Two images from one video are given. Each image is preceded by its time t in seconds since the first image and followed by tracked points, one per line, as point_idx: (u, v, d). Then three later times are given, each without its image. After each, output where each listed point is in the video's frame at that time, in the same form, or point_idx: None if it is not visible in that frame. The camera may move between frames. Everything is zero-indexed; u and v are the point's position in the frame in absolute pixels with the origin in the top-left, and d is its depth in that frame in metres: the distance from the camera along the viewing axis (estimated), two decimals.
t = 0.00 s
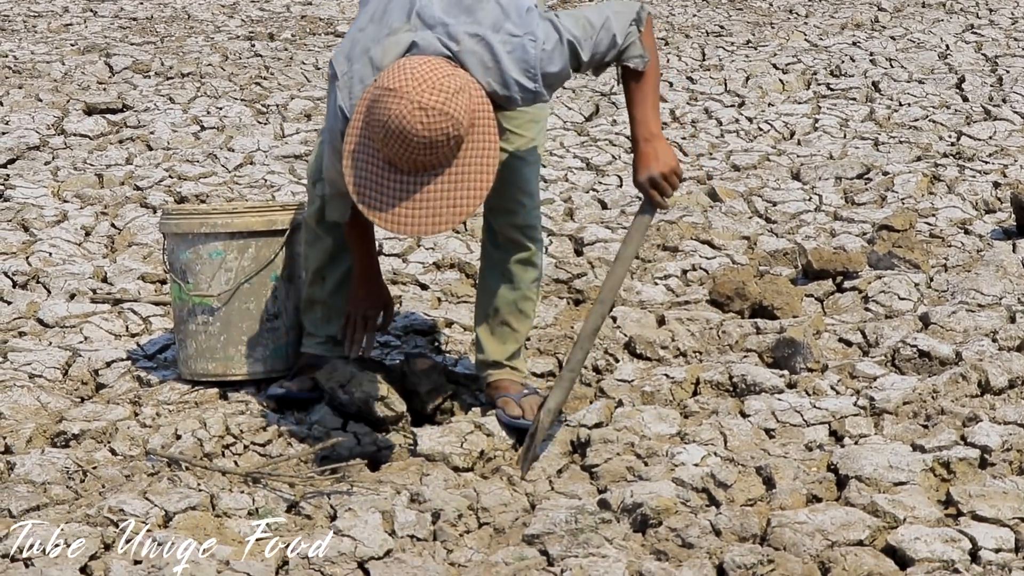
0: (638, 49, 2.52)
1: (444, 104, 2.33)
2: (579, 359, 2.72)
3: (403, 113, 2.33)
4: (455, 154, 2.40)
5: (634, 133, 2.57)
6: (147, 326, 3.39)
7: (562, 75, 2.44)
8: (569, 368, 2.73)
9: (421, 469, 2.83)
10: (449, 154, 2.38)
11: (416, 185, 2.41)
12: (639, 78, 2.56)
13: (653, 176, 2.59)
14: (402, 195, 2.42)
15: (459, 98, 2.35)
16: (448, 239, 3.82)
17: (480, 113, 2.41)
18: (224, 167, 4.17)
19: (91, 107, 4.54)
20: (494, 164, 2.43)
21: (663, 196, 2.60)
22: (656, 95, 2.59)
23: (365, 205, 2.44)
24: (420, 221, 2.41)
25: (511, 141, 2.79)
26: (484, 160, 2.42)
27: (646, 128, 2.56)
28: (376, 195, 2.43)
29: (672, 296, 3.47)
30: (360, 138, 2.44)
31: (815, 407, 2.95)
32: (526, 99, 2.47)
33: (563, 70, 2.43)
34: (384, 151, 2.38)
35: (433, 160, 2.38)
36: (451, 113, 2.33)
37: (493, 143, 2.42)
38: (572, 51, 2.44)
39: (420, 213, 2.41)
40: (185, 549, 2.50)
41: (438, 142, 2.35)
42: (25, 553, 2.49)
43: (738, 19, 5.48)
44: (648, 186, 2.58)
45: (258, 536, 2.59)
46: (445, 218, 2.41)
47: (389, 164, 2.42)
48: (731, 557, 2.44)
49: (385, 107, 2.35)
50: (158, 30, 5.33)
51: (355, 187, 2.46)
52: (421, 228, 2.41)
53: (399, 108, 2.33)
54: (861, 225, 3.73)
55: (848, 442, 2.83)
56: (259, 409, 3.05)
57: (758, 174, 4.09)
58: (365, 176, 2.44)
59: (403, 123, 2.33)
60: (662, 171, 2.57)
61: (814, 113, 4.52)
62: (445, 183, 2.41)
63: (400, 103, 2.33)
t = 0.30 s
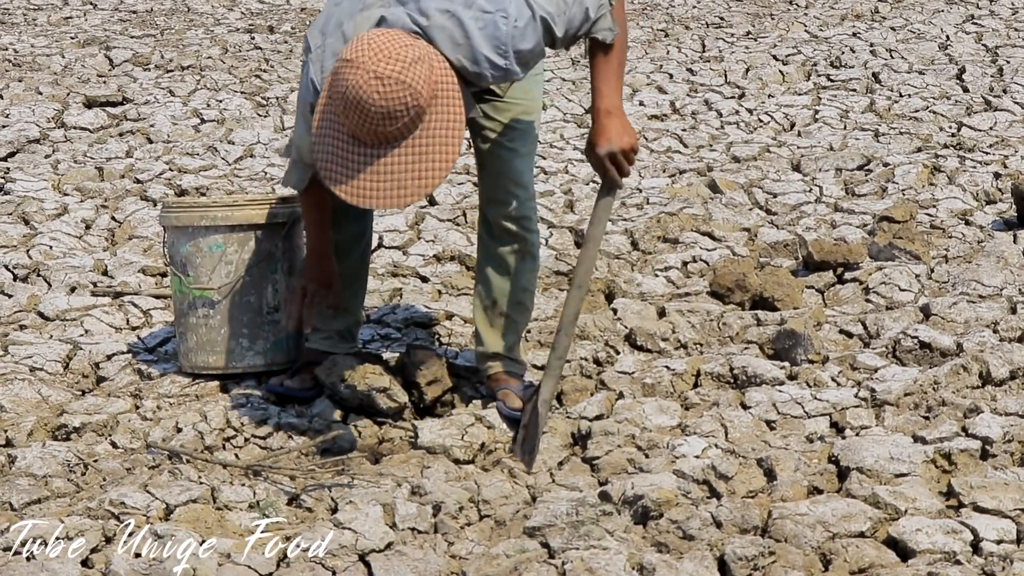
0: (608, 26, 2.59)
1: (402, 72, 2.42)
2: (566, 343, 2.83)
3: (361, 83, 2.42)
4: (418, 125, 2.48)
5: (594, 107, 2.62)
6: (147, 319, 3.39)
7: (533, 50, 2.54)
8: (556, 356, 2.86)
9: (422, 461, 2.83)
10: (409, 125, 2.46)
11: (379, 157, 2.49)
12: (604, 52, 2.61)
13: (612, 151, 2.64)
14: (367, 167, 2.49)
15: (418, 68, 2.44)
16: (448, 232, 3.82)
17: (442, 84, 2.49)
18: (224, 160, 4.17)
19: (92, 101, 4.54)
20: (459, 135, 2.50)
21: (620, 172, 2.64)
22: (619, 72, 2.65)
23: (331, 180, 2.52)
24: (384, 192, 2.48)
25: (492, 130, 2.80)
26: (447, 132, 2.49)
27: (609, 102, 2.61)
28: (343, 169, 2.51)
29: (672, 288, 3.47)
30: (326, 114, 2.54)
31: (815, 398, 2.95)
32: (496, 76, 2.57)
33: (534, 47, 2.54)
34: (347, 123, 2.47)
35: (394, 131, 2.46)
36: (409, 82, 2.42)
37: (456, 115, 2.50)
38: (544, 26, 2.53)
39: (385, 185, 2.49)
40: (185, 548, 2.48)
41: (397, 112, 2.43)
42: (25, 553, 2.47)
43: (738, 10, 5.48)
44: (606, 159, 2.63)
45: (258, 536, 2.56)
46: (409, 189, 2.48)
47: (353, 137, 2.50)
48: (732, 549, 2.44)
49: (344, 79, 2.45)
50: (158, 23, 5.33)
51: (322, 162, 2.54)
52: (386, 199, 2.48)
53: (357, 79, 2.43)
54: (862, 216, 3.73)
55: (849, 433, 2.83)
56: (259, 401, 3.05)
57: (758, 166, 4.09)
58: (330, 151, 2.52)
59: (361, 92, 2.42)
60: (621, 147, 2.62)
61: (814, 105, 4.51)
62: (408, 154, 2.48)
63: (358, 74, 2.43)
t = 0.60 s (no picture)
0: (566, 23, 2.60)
1: (357, 5, 2.46)
2: (533, 337, 2.72)
3: (318, 18, 2.47)
4: (377, 62, 2.50)
5: (518, 87, 2.56)
6: (151, 312, 3.39)
7: (496, 20, 2.57)
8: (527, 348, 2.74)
9: (426, 455, 2.83)
10: (367, 59, 2.48)
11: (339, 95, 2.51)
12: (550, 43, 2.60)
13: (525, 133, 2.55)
14: (327, 105, 2.52)
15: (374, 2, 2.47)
16: (451, 225, 3.82)
17: (402, 22, 2.51)
18: (228, 153, 4.17)
19: (96, 94, 4.55)
20: (420, 72, 2.51)
21: (533, 155, 2.54)
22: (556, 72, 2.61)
23: (292, 120, 2.54)
24: (346, 129, 2.50)
25: (481, 122, 2.81)
26: (407, 69, 2.50)
27: (530, 84, 2.56)
28: (302, 108, 2.53)
29: (676, 281, 3.47)
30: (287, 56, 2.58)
31: (820, 392, 2.94)
32: (452, 37, 2.58)
33: (498, 16, 2.56)
34: (305, 59, 2.51)
35: (352, 64, 2.48)
36: (364, 13, 2.45)
37: (417, 54, 2.52)
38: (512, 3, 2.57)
39: (344, 123, 2.50)
40: (186, 548, 2.46)
41: (353, 45, 2.46)
42: (25, 553, 2.45)
43: (742, 3, 5.47)
44: (518, 138, 2.53)
45: (258, 536, 2.53)
46: (369, 125, 2.49)
47: (313, 76, 2.53)
48: (736, 543, 2.44)
49: (302, 15, 2.49)
50: (162, 17, 5.33)
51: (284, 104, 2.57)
52: (346, 135, 2.50)
53: (314, 14, 2.47)
54: (866, 210, 3.72)
55: (853, 427, 2.82)
56: (263, 394, 3.05)
57: (762, 159, 4.08)
58: (292, 92, 2.56)
59: (317, 24, 2.46)
60: (536, 129, 2.53)
61: (818, 98, 4.51)
62: (367, 90, 2.50)
63: (315, 9, 2.48)
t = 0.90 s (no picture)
0: (541, 14, 2.62)
1: None
2: (530, 330, 2.71)
3: None
4: (339, 10, 2.51)
5: (504, 81, 2.55)
6: (152, 307, 3.39)
7: None
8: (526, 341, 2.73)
9: (427, 449, 2.82)
10: (328, 6, 2.50)
11: (302, 43, 2.54)
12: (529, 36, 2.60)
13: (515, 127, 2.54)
14: (289, 53, 2.55)
15: None
16: (452, 219, 3.83)
17: None
18: (229, 147, 4.17)
19: (96, 88, 4.55)
20: (384, 22, 2.50)
21: (524, 149, 2.53)
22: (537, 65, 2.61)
23: (259, 69, 2.58)
24: (308, 77, 2.52)
25: (467, 117, 2.79)
26: (369, 17, 2.50)
27: (516, 77, 2.56)
28: (266, 55, 2.58)
29: (677, 275, 3.46)
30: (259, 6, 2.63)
31: (821, 385, 2.94)
32: None
33: None
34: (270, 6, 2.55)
35: (312, 10, 2.51)
36: None
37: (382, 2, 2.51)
38: None
39: (305, 71, 2.53)
40: (186, 547, 2.45)
41: None
42: (24, 554, 2.44)
43: None
44: (507, 133, 2.52)
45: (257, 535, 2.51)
46: (328, 74, 2.50)
47: (278, 24, 2.57)
48: (737, 536, 2.43)
49: None
50: (163, 11, 5.33)
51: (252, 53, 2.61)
52: (305, 81, 2.52)
53: None
54: (868, 202, 3.72)
55: (855, 420, 2.82)
56: (264, 388, 3.04)
57: (763, 152, 4.08)
58: (259, 40, 2.60)
59: None
60: (524, 122, 2.53)
61: (819, 91, 4.51)
62: (328, 38, 2.51)
63: None
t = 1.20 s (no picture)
0: (554, 12, 2.62)
1: None
2: (534, 325, 2.71)
3: None
4: None
5: (513, 76, 2.54)
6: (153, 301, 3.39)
7: None
8: (528, 336, 2.73)
9: (427, 445, 2.82)
10: None
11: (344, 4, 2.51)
12: (540, 32, 2.59)
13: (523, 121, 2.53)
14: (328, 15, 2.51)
15: None
16: (454, 215, 3.83)
17: None
18: (230, 142, 4.17)
19: (98, 83, 4.55)
20: None
21: (531, 142, 2.52)
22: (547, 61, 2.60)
23: (293, 35, 2.54)
24: (349, 39, 2.49)
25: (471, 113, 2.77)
26: None
27: (525, 72, 2.54)
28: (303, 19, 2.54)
29: (678, 271, 3.46)
30: None
31: (822, 381, 2.94)
32: None
33: None
34: None
35: None
36: None
37: None
38: None
39: (348, 31, 2.50)
40: (186, 547, 2.44)
41: None
42: (24, 554, 2.42)
43: None
44: (516, 126, 2.51)
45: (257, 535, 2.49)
46: (373, 33, 2.48)
47: None
48: (737, 532, 2.43)
49: None
50: (165, 5, 5.33)
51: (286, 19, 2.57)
52: (348, 42, 2.49)
53: None
54: (870, 199, 3.72)
55: (856, 417, 2.82)
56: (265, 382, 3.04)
57: (765, 149, 4.08)
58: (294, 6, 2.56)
59: None
60: (534, 116, 2.51)
61: (822, 87, 4.50)
62: None
63: None
